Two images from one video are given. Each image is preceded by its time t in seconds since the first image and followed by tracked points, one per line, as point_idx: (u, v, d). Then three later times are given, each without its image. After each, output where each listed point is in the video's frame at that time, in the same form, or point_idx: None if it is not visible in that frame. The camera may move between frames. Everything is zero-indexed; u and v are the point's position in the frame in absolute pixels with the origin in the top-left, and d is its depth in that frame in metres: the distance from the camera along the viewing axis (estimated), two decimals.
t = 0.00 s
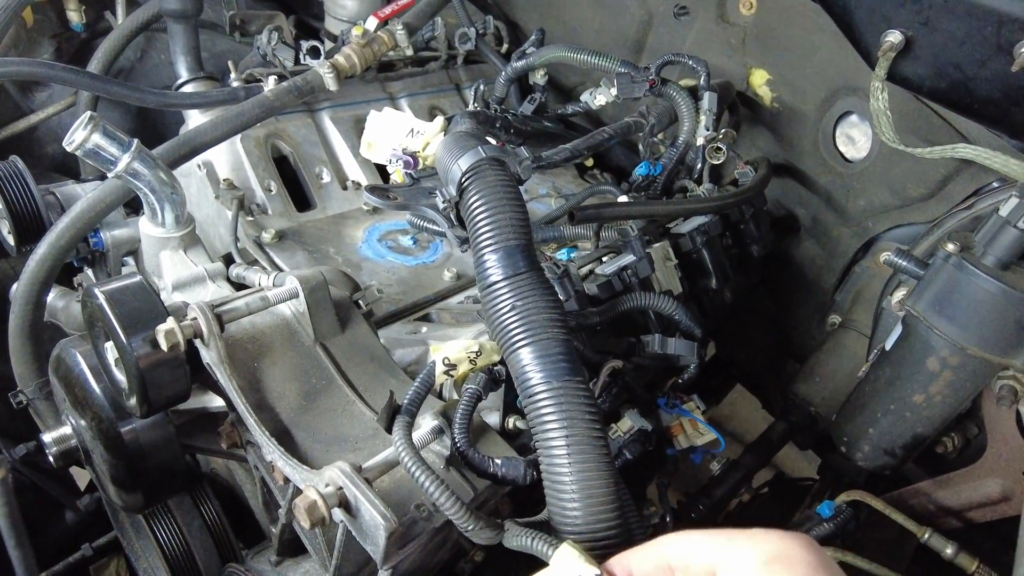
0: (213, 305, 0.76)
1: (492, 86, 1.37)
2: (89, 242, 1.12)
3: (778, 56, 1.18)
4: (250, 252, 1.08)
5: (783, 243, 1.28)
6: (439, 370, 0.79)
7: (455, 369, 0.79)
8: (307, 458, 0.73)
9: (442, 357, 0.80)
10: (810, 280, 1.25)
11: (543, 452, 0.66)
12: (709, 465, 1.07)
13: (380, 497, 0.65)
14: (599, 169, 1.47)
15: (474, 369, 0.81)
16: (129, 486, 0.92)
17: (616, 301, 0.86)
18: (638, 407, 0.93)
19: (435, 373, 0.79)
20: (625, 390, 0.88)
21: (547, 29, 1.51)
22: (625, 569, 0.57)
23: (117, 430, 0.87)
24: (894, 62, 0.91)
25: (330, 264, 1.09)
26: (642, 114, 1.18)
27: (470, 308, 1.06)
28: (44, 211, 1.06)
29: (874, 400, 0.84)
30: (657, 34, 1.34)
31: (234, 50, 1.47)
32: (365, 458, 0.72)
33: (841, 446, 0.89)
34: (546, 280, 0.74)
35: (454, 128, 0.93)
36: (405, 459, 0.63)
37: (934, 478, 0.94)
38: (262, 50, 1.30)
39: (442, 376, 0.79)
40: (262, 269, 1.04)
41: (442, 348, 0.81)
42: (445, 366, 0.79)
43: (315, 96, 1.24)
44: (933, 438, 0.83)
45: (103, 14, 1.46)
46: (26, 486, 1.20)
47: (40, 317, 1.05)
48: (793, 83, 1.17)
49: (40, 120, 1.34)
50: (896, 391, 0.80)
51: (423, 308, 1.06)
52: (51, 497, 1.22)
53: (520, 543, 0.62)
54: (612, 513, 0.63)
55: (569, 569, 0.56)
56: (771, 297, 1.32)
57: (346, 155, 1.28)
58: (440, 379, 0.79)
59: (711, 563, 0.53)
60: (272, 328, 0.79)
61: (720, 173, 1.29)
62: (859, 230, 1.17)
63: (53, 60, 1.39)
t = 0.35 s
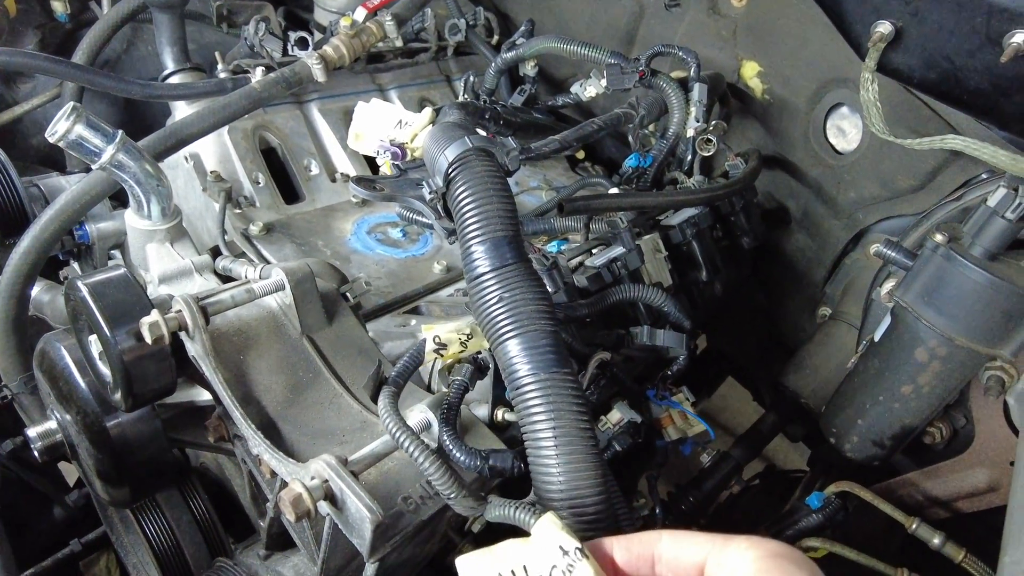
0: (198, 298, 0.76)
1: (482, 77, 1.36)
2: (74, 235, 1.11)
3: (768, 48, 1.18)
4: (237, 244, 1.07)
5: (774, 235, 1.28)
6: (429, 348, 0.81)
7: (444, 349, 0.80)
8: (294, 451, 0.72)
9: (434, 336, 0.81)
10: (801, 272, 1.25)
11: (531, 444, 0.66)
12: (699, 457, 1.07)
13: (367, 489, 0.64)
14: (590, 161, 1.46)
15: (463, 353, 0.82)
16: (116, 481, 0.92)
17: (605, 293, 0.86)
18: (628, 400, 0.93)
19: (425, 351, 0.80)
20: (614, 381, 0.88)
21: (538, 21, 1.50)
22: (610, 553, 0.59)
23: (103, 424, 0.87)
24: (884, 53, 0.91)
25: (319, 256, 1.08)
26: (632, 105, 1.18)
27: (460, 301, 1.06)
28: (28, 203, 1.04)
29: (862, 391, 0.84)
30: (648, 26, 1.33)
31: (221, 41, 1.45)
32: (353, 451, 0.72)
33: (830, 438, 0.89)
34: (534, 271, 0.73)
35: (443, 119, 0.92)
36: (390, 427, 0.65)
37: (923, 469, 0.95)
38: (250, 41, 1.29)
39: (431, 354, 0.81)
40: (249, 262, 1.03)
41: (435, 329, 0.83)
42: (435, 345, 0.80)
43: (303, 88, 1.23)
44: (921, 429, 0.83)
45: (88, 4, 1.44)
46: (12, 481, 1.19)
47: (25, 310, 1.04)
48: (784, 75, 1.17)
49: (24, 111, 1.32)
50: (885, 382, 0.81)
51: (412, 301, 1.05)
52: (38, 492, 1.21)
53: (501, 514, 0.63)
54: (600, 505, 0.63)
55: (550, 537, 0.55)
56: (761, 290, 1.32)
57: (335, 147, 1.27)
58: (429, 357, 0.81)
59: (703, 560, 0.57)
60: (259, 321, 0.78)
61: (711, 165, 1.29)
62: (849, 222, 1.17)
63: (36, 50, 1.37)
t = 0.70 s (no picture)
0: (190, 292, 0.75)
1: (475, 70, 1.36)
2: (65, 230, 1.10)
3: (760, 42, 1.18)
4: (230, 239, 1.07)
5: (767, 229, 1.29)
6: (424, 340, 0.80)
7: (440, 341, 0.80)
8: (289, 445, 0.72)
9: (429, 328, 0.81)
10: (793, 265, 1.26)
11: (525, 437, 0.66)
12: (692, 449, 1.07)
13: (362, 483, 0.64)
14: (583, 155, 1.46)
15: (457, 346, 0.81)
16: (109, 476, 0.91)
17: (598, 287, 0.86)
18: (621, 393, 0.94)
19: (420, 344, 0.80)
20: (607, 374, 0.88)
21: (531, 13, 1.50)
22: (603, 547, 0.60)
23: (96, 419, 0.86)
24: (876, 47, 0.91)
25: (312, 250, 1.08)
26: (626, 98, 1.18)
27: (454, 295, 1.06)
28: (18, 197, 1.04)
29: (854, 383, 0.84)
30: (641, 19, 1.33)
31: (212, 34, 1.44)
32: (348, 445, 0.72)
33: (822, 430, 0.90)
34: (528, 265, 0.74)
35: (435, 112, 0.92)
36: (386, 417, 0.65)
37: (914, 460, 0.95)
38: (241, 34, 1.28)
39: (425, 346, 0.80)
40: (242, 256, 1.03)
41: (430, 322, 0.82)
42: (430, 336, 0.80)
43: (295, 81, 1.23)
44: (911, 420, 0.83)
45: None
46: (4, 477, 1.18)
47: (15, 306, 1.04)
48: (776, 68, 1.17)
49: (12, 105, 1.31)
50: (877, 374, 0.81)
51: (406, 295, 1.05)
52: (30, 488, 1.20)
53: (494, 505, 0.63)
54: (594, 497, 0.64)
55: (541, 534, 0.55)
56: (754, 283, 1.32)
57: (327, 141, 1.27)
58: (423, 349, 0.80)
59: (695, 556, 0.58)
60: (252, 315, 0.78)
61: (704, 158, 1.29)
62: (841, 216, 1.17)
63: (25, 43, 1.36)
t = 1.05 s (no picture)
0: (183, 288, 0.75)
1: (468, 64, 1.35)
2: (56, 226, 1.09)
3: (754, 36, 1.18)
4: (222, 234, 1.06)
5: (760, 224, 1.29)
6: (410, 349, 0.75)
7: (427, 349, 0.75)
8: (283, 442, 0.72)
9: (414, 336, 0.76)
10: (788, 260, 1.26)
11: (519, 433, 0.66)
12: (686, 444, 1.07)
13: (356, 479, 0.64)
14: (577, 149, 1.46)
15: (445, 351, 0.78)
16: (102, 474, 0.91)
17: (591, 282, 0.86)
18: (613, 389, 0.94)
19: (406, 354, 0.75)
20: (601, 369, 0.88)
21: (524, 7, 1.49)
22: (562, 560, 0.56)
23: (87, 416, 0.86)
24: (871, 41, 0.91)
25: (305, 246, 1.07)
26: (620, 93, 1.17)
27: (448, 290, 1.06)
28: (7, 193, 1.03)
29: (848, 378, 0.84)
30: (635, 13, 1.33)
31: (204, 27, 1.43)
32: (342, 441, 0.72)
33: (816, 424, 0.90)
34: (522, 260, 0.73)
35: (428, 106, 0.91)
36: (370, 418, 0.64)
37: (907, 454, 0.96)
38: (233, 27, 1.27)
39: (412, 356, 0.75)
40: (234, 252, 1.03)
41: (416, 326, 0.77)
42: (417, 347, 0.75)
43: (287, 75, 1.22)
44: (906, 414, 0.84)
45: None
46: None
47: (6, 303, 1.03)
48: (770, 63, 1.17)
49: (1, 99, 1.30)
50: (871, 369, 0.81)
51: (400, 291, 1.05)
52: (23, 486, 1.19)
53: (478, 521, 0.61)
54: (588, 493, 0.64)
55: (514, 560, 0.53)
56: (748, 278, 1.32)
57: (320, 136, 1.26)
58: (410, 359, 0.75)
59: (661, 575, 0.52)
60: (245, 311, 0.78)
61: (698, 153, 1.29)
62: (835, 211, 1.18)
63: (13, 37, 1.34)
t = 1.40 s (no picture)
0: (184, 290, 0.75)
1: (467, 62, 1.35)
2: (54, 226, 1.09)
3: (753, 34, 1.18)
4: (221, 234, 1.06)
5: (759, 221, 1.29)
6: (408, 318, 0.83)
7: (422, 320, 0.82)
8: (287, 443, 0.72)
9: (415, 307, 0.84)
10: (787, 257, 1.26)
11: (518, 433, 0.66)
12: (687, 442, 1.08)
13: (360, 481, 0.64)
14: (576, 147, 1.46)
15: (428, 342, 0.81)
16: (103, 475, 0.91)
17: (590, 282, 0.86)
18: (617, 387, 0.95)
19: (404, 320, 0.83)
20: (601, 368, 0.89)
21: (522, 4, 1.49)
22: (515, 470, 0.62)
23: (89, 418, 0.85)
24: (870, 40, 0.91)
25: (305, 246, 1.07)
26: (615, 93, 1.17)
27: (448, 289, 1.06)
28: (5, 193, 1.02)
29: (849, 377, 0.85)
30: (633, 10, 1.33)
31: (200, 25, 1.42)
32: (347, 443, 0.72)
33: (817, 423, 0.91)
34: (519, 261, 0.73)
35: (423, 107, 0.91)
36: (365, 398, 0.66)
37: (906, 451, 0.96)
38: (230, 25, 1.26)
39: (408, 322, 0.82)
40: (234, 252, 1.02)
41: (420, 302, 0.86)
42: (415, 313, 0.83)
43: (285, 74, 1.22)
44: (905, 412, 0.84)
45: None
46: None
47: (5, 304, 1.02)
48: (769, 61, 1.17)
49: None
50: (871, 368, 0.82)
51: (401, 290, 1.05)
52: (22, 486, 1.19)
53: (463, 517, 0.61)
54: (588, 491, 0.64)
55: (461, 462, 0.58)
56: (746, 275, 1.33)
57: (319, 134, 1.26)
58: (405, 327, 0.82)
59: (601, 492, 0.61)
60: (245, 313, 0.78)
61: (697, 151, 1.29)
62: (834, 209, 1.18)
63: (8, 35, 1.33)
